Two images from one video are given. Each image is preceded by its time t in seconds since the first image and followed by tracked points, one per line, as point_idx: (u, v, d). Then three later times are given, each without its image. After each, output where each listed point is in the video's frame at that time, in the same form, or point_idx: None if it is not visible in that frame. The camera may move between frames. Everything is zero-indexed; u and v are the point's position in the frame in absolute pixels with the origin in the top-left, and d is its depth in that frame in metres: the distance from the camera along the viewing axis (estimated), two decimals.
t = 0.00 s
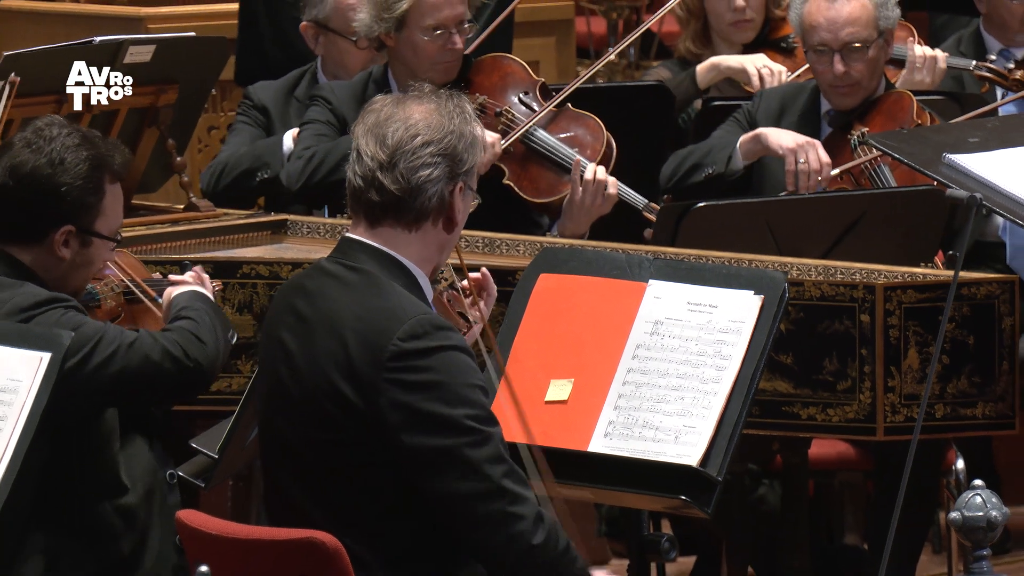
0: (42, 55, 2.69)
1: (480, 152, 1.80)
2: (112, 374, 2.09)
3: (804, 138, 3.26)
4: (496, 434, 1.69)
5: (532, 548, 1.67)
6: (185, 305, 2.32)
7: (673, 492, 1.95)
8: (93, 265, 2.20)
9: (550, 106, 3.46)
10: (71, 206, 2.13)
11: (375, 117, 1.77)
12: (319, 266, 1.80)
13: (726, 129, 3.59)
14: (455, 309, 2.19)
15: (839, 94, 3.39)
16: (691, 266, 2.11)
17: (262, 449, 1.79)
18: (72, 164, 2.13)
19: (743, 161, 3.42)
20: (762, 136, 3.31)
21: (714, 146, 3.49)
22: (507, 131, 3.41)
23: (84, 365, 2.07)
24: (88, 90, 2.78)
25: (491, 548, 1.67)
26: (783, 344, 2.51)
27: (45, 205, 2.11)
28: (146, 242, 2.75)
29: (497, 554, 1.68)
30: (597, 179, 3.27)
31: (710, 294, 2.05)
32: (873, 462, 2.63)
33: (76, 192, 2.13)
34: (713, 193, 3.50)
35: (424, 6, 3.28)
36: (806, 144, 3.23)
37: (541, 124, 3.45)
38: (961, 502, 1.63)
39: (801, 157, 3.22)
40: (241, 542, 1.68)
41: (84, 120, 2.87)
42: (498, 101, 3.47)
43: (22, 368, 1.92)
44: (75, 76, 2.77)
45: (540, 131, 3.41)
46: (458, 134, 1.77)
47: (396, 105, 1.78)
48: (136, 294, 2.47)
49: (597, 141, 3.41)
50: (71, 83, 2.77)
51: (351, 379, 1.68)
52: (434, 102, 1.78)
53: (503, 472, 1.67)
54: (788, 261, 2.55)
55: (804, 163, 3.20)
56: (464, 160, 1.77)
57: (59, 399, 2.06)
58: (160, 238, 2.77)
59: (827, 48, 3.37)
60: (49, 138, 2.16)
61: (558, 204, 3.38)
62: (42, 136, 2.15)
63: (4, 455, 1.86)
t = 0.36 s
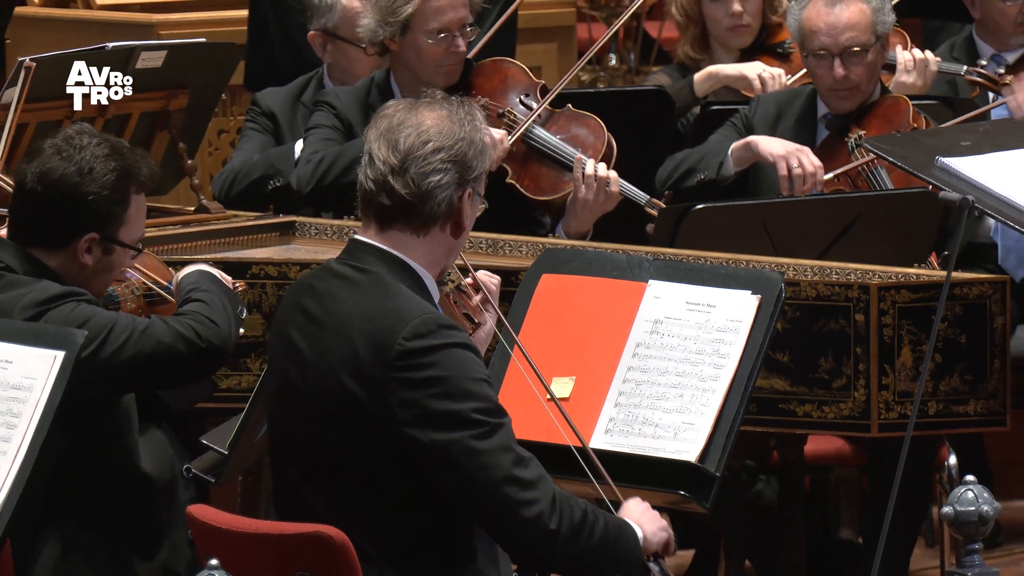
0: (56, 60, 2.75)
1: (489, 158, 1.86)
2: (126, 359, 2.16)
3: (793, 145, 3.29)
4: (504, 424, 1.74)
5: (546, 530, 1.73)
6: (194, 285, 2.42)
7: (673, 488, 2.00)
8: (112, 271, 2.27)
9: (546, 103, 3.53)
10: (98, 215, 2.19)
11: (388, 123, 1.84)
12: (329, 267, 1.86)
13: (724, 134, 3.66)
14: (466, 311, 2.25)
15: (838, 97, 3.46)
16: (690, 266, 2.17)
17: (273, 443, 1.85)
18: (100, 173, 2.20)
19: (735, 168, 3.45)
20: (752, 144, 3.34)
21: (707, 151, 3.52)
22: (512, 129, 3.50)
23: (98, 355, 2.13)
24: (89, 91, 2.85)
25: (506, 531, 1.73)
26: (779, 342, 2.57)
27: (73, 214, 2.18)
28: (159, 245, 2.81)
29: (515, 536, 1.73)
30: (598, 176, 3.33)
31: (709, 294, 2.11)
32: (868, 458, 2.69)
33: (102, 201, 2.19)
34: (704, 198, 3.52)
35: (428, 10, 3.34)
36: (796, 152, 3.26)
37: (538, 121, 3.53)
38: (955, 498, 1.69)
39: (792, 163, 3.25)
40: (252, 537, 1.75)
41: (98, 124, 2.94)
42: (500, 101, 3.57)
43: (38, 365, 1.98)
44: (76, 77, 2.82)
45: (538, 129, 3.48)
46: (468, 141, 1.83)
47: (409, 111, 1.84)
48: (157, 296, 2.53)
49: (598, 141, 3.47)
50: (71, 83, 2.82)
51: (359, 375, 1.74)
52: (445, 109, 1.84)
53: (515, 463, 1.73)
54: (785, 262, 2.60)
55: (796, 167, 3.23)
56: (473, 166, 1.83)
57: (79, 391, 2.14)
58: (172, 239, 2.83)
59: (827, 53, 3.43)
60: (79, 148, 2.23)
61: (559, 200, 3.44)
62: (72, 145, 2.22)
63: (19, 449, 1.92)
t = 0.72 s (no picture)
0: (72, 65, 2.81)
1: (500, 165, 1.92)
2: (148, 356, 2.24)
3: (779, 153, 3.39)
4: (510, 418, 1.80)
5: (551, 520, 1.79)
6: (205, 283, 2.48)
7: (675, 483, 2.07)
8: (132, 274, 2.33)
9: (549, 102, 3.59)
10: (121, 220, 2.26)
11: (403, 127, 1.90)
12: (339, 268, 1.92)
13: (719, 139, 3.72)
14: (470, 312, 2.30)
15: (836, 100, 3.52)
16: (690, 267, 2.23)
17: (284, 438, 1.91)
18: (124, 179, 2.27)
19: (724, 174, 3.53)
20: (741, 152, 3.43)
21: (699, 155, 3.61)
22: (513, 129, 3.56)
23: (118, 353, 2.20)
24: (89, 89, 2.87)
25: (513, 522, 1.79)
26: (777, 341, 2.63)
27: (96, 217, 2.25)
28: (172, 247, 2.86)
29: (523, 527, 1.79)
30: (603, 171, 3.40)
31: (709, 294, 2.17)
32: (863, 454, 2.75)
33: (124, 207, 2.26)
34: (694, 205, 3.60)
35: (435, 13, 3.40)
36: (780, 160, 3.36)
37: (541, 118, 3.60)
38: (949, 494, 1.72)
39: (778, 171, 3.35)
40: (260, 532, 1.81)
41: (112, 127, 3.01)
42: (504, 102, 3.63)
43: (52, 364, 2.04)
44: (75, 76, 2.84)
45: (542, 126, 3.56)
46: (481, 149, 1.89)
47: (424, 116, 1.90)
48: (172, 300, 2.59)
49: (602, 137, 3.56)
50: (70, 82, 2.85)
51: (368, 373, 1.80)
52: (460, 117, 1.91)
53: (522, 455, 1.79)
54: (783, 263, 2.66)
55: (782, 176, 3.32)
56: (484, 173, 1.89)
57: (93, 387, 2.20)
58: (184, 241, 2.89)
59: (827, 57, 3.49)
60: (104, 153, 2.30)
61: (565, 196, 3.52)
62: (97, 150, 2.28)
63: (34, 445, 1.99)
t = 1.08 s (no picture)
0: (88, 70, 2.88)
1: (507, 170, 1.99)
2: (168, 359, 2.30)
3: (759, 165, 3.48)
4: (520, 408, 1.87)
5: (565, 504, 1.86)
6: (215, 285, 2.53)
7: (676, 478, 2.13)
8: (146, 272, 2.40)
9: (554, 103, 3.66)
10: (134, 219, 2.32)
11: (413, 131, 1.97)
12: (349, 268, 1.98)
13: (716, 145, 3.78)
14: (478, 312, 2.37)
15: (836, 103, 3.58)
16: (691, 267, 2.29)
17: (298, 434, 1.97)
18: (135, 179, 2.32)
19: (711, 183, 3.62)
20: (724, 162, 3.52)
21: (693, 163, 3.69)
22: (519, 128, 3.63)
23: (137, 353, 2.26)
24: (89, 80, 2.97)
25: (530, 508, 1.86)
26: (777, 340, 2.69)
27: (108, 217, 2.30)
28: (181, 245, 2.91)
29: (540, 512, 1.86)
30: (605, 169, 3.42)
31: (710, 294, 2.23)
32: (862, 450, 2.81)
33: (136, 207, 2.32)
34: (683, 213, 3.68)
35: (442, 16, 3.46)
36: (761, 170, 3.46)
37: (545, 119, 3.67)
38: (945, 489, 1.77)
39: (759, 180, 3.43)
40: (274, 527, 1.87)
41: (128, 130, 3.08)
42: (508, 103, 3.70)
43: (68, 362, 2.10)
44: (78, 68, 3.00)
45: (546, 126, 3.62)
46: (489, 153, 1.96)
47: (434, 122, 1.97)
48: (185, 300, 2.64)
49: (606, 136, 3.62)
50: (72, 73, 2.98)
51: (379, 370, 1.86)
52: (469, 122, 1.98)
53: (536, 443, 1.85)
54: (782, 264, 2.73)
55: (763, 185, 3.41)
56: (492, 177, 1.96)
57: (111, 386, 2.26)
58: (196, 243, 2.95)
59: (827, 61, 3.55)
60: (115, 155, 2.36)
61: (570, 192, 3.56)
62: (108, 152, 2.34)
63: (51, 441, 2.06)
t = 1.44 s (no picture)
0: (102, 75, 2.95)
1: (513, 173, 2.06)
2: (181, 362, 2.35)
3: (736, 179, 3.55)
4: (527, 404, 1.94)
5: (581, 487, 1.92)
6: (228, 291, 2.58)
7: (678, 473, 2.19)
8: (154, 268, 2.44)
9: (556, 107, 3.73)
10: (140, 217, 2.35)
11: (421, 135, 2.04)
12: (357, 268, 2.04)
13: (716, 152, 3.86)
14: (484, 311, 2.43)
15: (835, 107, 3.64)
16: (693, 268, 2.35)
17: (310, 429, 2.04)
18: (141, 178, 2.36)
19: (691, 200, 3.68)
20: (701, 176, 3.60)
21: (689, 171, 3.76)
22: (521, 129, 3.71)
23: (149, 355, 2.32)
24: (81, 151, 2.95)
25: (546, 494, 1.92)
26: (777, 339, 2.75)
27: (116, 217, 2.34)
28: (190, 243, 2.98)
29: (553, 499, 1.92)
30: (606, 167, 3.48)
31: (711, 294, 2.30)
32: (860, 447, 2.88)
33: (142, 204, 2.36)
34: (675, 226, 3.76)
35: (444, 19, 3.54)
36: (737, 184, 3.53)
37: (547, 121, 3.73)
38: (942, 485, 1.81)
39: (734, 192, 3.50)
40: (286, 520, 1.93)
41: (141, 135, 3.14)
42: (511, 106, 3.78)
43: (84, 359, 2.17)
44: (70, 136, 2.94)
45: (547, 127, 3.69)
46: (496, 156, 2.02)
47: (442, 126, 2.04)
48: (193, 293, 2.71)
49: (606, 136, 3.69)
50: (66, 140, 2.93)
51: (389, 366, 1.93)
52: (475, 126, 2.04)
53: (545, 434, 1.92)
54: (782, 264, 2.79)
55: (737, 196, 3.48)
56: (498, 180, 2.02)
57: (128, 387, 2.32)
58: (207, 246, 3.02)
59: (827, 66, 3.61)
60: (119, 155, 2.39)
61: (571, 192, 3.62)
62: (112, 152, 2.37)
63: (68, 437, 2.12)
